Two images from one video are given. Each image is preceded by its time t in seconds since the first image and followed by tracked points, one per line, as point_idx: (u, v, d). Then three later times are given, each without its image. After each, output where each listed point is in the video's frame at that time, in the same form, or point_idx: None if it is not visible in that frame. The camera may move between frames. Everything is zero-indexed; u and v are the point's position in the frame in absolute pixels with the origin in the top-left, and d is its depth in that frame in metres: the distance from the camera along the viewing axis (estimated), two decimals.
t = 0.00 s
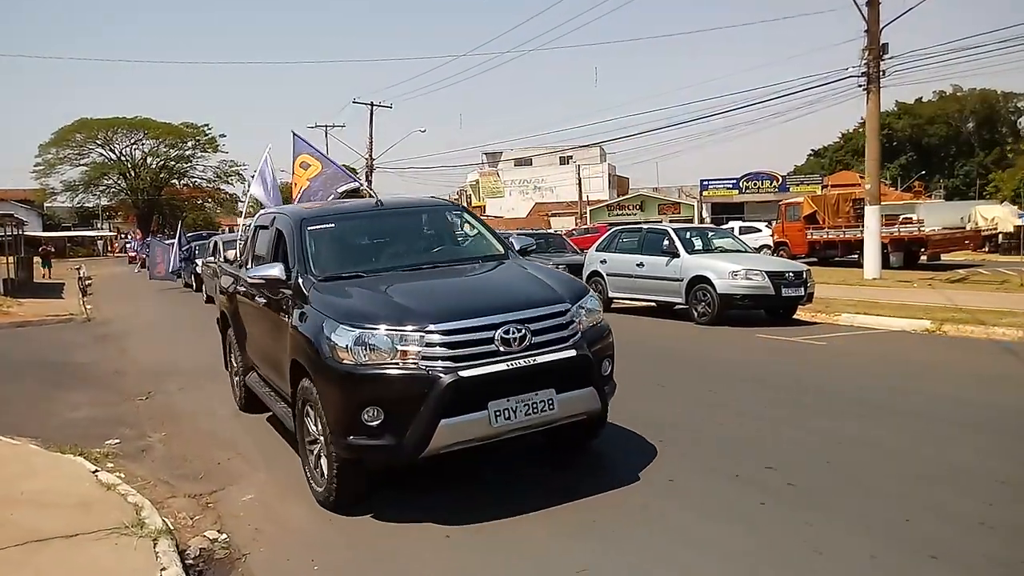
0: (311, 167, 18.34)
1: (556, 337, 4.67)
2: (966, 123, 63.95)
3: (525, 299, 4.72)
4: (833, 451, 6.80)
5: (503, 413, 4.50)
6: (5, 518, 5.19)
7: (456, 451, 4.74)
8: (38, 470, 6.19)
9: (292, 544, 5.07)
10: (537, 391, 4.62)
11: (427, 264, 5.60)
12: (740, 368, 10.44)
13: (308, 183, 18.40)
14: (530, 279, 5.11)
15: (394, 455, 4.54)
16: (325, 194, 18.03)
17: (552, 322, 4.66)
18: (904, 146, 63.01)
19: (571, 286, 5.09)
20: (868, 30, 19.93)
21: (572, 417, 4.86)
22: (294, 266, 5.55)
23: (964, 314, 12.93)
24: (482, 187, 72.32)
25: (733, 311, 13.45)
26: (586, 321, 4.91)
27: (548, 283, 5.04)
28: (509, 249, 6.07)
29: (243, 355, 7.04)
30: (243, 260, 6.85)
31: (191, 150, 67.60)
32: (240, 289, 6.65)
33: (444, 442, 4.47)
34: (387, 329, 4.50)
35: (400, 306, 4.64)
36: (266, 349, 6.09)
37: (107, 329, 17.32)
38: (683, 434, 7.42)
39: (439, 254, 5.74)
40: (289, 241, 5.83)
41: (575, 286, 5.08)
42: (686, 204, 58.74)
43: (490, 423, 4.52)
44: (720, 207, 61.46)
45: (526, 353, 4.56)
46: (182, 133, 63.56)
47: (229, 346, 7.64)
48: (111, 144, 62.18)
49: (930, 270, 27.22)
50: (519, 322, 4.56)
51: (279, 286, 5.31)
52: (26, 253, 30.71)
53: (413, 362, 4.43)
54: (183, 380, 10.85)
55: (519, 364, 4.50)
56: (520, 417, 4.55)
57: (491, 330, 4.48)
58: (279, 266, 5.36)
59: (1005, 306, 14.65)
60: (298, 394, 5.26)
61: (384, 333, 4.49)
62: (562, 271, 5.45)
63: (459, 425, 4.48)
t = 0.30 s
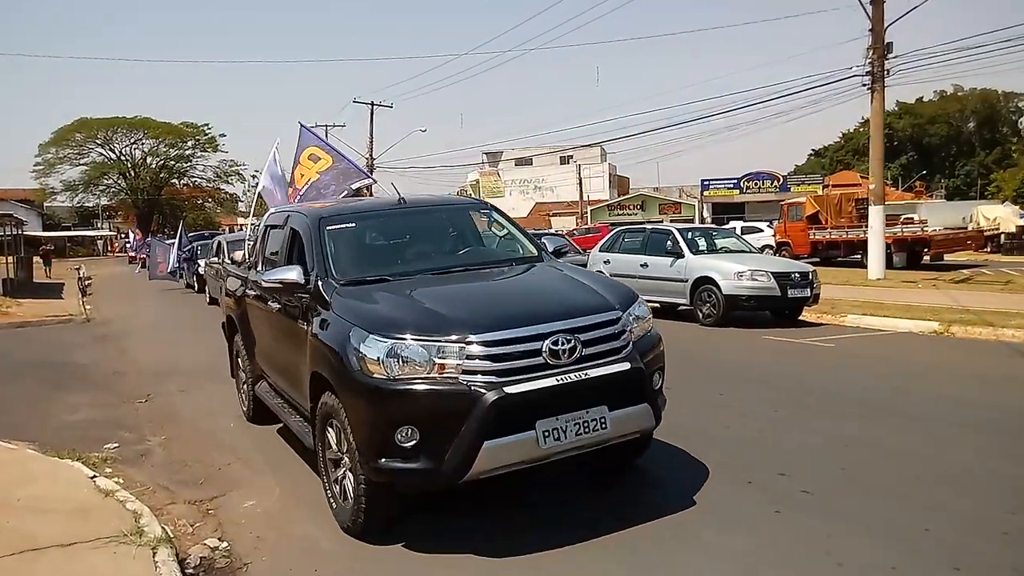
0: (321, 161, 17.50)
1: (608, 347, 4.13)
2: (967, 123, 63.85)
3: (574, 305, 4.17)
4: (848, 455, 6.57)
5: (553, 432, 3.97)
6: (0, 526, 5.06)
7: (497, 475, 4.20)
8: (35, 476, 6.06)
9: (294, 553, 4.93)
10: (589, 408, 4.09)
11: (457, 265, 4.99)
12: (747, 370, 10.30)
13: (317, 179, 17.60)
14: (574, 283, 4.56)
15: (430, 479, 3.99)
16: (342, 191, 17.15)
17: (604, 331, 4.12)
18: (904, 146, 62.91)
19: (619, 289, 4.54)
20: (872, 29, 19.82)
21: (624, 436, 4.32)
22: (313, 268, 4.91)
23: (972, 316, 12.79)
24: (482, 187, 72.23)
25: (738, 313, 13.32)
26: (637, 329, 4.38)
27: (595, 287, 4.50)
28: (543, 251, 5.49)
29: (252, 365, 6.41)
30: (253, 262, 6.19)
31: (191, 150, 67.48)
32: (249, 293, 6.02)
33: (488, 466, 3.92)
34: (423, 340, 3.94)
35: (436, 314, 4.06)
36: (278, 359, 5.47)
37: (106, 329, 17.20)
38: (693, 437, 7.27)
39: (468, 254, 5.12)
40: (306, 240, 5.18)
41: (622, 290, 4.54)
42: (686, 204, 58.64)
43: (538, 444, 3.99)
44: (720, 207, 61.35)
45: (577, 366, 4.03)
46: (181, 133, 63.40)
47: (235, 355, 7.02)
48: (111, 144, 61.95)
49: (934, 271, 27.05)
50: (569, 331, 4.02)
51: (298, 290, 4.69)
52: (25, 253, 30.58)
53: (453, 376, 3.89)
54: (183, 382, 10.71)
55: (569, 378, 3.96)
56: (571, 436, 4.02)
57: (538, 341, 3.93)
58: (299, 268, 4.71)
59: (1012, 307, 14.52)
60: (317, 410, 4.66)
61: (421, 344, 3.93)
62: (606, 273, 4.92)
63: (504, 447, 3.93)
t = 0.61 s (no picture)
0: (334, 150, 15.56)
1: (668, 355, 3.66)
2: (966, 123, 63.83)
3: (630, 308, 3.70)
4: (865, 458, 6.40)
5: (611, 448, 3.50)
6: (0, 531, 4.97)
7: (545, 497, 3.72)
8: (36, 479, 5.98)
9: (300, 557, 4.84)
10: (649, 423, 3.61)
11: (490, 264, 4.49)
12: (755, 370, 10.21)
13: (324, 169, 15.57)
14: (624, 284, 4.10)
15: (476, 501, 3.50)
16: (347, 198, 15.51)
17: (663, 336, 3.65)
18: (904, 146, 62.88)
19: (673, 292, 4.08)
20: (875, 29, 19.75)
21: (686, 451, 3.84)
22: (336, 269, 4.38)
23: (980, 316, 12.69)
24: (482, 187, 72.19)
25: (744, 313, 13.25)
26: (693, 336, 3.90)
27: (647, 289, 4.04)
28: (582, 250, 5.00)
29: (263, 372, 6.00)
30: (265, 262, 5.80)
31: (191, 150, 67.41)
32: (262, 296, 5.60)
33: (539, 489, 3.43)
34: (468, 347, 3.46)
35: (479, 319, 3.59)
36: (294, 368, 4.97)
37: (107, 330, 17.13)
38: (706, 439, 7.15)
39: (501, 252, 4.62)
40: (327, 237, 4.62)
41: (677, 293, 4.07)
42: (686, 204, 58.64)
43: (594, 463, 3.51)
44: (721, 207, 61.30)
45: (635, 377, 3.54)
46: (182, 133, 63.34)
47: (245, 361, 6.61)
48: (111, 144, 61.85)
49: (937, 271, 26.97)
50: (628, 338, 3.54)
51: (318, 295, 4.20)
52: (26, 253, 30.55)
53: (501, 388, 3.41)
54: (185, 383, 10.60)
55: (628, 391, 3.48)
56: (630, 454, 3.54)
57: (595, 349, 3.46)
58: (321, 269, 4.19)
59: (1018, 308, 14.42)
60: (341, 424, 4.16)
61: (465, 351, 3.46)
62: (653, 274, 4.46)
63: (557, 467, 3.45)
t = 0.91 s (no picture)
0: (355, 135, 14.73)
1: (739, 366, 3.40)
2: (967, 123, 63.81)
3: (695, 314, 3.44)
4: (886, 462, 6.26)
5: (684, 468, 3.22)
6: (9, 537, 4.89)
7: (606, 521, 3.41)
8: (45, 483, 5.90)
9: (316, 564, 4.74)
10: (722, 440, 3.33)
11: (529, 266, 4.25)
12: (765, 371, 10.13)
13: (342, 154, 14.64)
14: (679, 288, 3.86)
15: (536, 529, 3.17)
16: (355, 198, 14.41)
17: (735, 346, 3.38)
18: (905, 146, 62.85)
19: (734, 297, 3.84)
20: (881, 28, 19.67)
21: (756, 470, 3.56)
22: (369, 271, 4.14)
23: (991, 317, 12.61)
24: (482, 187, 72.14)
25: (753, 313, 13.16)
26: (761, 344, 3.63)
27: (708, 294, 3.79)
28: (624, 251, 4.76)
29: (281, 378, 5.89)
30: (284, 263, 5.69)
31: (192, 150, 67.31)
32: (283, 298, 5.45)
33: (606, 513, 3.14)
34: (526, 358, 3.17)
35: (532, 324, 3.32)
36: (321, 376, 4.72)
37: (110, 330, 17.07)
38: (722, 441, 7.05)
39: (538, 253, 4.39)
40: (357, 238, 4.41)
41: (740, 300, 3.82)
42: (687, 204, 58.66)
43: (666, 485, 3.21)
44: (721, 207, 61.27)
45: (707, 391, 3.27)
46: (181, 133, 63.23)
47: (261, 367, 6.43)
48: (111, 144, 61.69)
49: (941, 271, 26.90)
50: (699, 347, 3.28)
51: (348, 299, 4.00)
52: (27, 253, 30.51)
53: (563, 402, 3.13)
54: (191, 385, 10.51)
55: (701, 406, 3.21)
56: (703, 474, 3.26)
57: (665, 360, 3.19)
58: (351, 271, 4.00)
59: None
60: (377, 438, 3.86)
61: (522, 362, 3.16)
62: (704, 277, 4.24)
63: (627, 491, 3.15)
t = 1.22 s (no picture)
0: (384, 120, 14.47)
1: (814, 380, 3.22)
2: (968, 123, 63.65)
3: (756, 320, 3.25)
4: (909, 463, 6.15)
5: (761, 492, 2.99)
6: (17, 545, 4.79)
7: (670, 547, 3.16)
8: (51, 488, 5.80)
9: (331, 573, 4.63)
10: (798, 461, 3.11)
11: (568, 269, 4.12)
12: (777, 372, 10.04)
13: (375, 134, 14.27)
14: (731, 291, 3.70)
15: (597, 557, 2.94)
16: (384, 181, 14.02)
17: (808, 357, 3.19)
18: (906, 145, 62.70)
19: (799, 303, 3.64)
20: (887, 26, 19.54)
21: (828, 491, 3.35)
22: (402, 274, 4.01)
23: (1001, 318, 12.51)
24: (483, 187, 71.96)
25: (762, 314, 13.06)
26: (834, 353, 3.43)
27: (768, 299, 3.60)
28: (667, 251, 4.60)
29: (299, 386, 5.79)
30: (301, 266, 5.60)
31: (192, 150, 67.15)
32: (302, 302, 5.35)
33: (677, 541, 2.91)
34: (587, 370, 2.96)
35: (580, 330, 3.15)
36: (347, 385, 4.59)
37: (113, 330, 16.97)
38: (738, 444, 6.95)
39: (577, 256, 4.24)
40: (389, 240, 4.28)
41: (806, 305, 3.63)
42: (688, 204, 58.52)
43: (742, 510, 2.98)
44: (722, 207, 61.15)
45: (782, 407, 3.07)
46: (181, 132, 63.05)
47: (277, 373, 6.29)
48: (111, 143, 61.50)
49: (946, 271, 26.73)
50: (773, 358, 3.08)
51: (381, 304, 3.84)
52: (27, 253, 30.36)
53: (628, 417, 2.92)
54: (197, 386, 10.40)
55: (779, 422, 3.01)
56: (780, 497, 3.04)
57: (739, 373, 2.98)
58: (382, 274, 3.86)
59: None
60: (416, 455, 3.66)
61: (581, 375, 2.95)
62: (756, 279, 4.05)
63: (702, 517, 2.91)
